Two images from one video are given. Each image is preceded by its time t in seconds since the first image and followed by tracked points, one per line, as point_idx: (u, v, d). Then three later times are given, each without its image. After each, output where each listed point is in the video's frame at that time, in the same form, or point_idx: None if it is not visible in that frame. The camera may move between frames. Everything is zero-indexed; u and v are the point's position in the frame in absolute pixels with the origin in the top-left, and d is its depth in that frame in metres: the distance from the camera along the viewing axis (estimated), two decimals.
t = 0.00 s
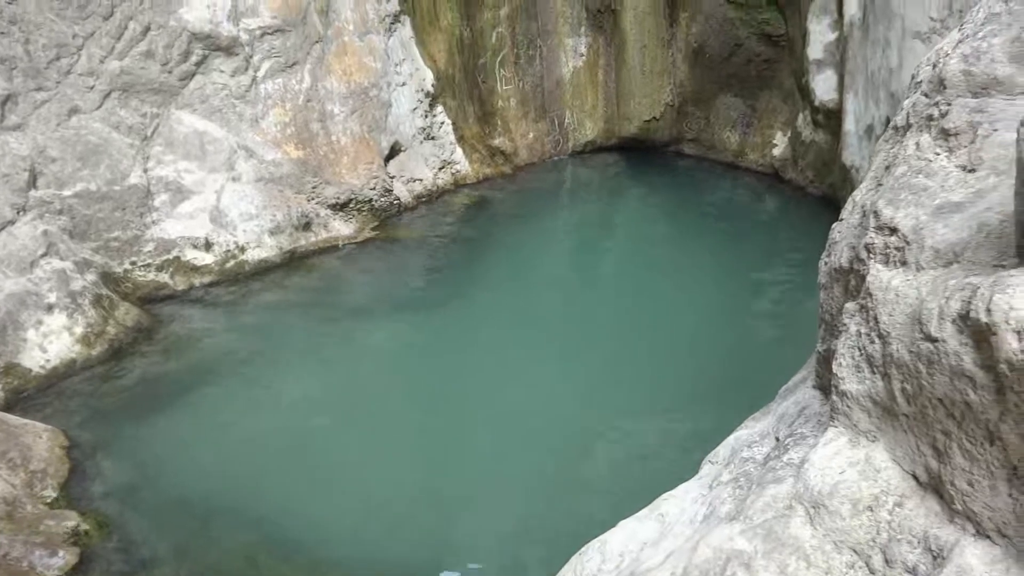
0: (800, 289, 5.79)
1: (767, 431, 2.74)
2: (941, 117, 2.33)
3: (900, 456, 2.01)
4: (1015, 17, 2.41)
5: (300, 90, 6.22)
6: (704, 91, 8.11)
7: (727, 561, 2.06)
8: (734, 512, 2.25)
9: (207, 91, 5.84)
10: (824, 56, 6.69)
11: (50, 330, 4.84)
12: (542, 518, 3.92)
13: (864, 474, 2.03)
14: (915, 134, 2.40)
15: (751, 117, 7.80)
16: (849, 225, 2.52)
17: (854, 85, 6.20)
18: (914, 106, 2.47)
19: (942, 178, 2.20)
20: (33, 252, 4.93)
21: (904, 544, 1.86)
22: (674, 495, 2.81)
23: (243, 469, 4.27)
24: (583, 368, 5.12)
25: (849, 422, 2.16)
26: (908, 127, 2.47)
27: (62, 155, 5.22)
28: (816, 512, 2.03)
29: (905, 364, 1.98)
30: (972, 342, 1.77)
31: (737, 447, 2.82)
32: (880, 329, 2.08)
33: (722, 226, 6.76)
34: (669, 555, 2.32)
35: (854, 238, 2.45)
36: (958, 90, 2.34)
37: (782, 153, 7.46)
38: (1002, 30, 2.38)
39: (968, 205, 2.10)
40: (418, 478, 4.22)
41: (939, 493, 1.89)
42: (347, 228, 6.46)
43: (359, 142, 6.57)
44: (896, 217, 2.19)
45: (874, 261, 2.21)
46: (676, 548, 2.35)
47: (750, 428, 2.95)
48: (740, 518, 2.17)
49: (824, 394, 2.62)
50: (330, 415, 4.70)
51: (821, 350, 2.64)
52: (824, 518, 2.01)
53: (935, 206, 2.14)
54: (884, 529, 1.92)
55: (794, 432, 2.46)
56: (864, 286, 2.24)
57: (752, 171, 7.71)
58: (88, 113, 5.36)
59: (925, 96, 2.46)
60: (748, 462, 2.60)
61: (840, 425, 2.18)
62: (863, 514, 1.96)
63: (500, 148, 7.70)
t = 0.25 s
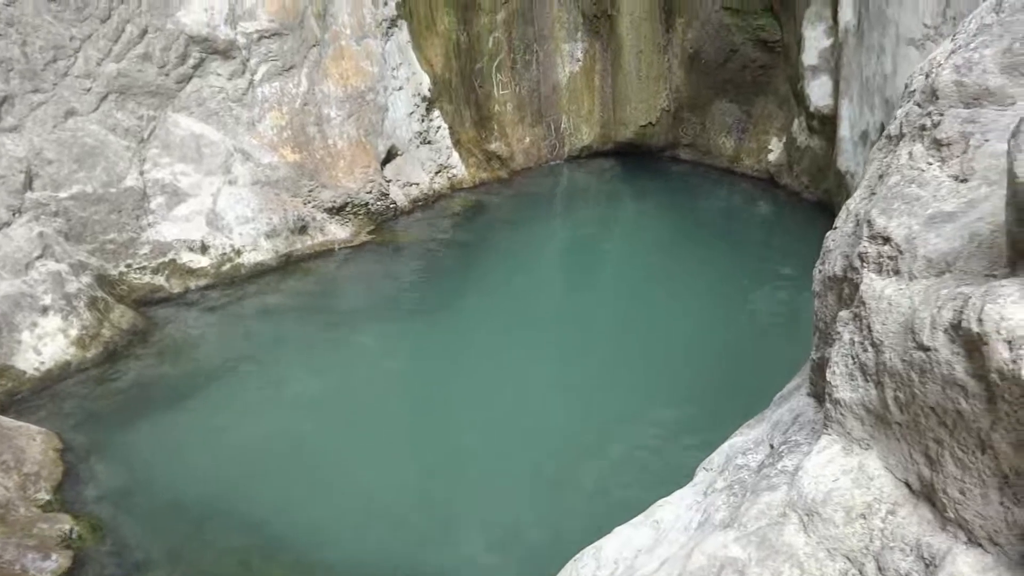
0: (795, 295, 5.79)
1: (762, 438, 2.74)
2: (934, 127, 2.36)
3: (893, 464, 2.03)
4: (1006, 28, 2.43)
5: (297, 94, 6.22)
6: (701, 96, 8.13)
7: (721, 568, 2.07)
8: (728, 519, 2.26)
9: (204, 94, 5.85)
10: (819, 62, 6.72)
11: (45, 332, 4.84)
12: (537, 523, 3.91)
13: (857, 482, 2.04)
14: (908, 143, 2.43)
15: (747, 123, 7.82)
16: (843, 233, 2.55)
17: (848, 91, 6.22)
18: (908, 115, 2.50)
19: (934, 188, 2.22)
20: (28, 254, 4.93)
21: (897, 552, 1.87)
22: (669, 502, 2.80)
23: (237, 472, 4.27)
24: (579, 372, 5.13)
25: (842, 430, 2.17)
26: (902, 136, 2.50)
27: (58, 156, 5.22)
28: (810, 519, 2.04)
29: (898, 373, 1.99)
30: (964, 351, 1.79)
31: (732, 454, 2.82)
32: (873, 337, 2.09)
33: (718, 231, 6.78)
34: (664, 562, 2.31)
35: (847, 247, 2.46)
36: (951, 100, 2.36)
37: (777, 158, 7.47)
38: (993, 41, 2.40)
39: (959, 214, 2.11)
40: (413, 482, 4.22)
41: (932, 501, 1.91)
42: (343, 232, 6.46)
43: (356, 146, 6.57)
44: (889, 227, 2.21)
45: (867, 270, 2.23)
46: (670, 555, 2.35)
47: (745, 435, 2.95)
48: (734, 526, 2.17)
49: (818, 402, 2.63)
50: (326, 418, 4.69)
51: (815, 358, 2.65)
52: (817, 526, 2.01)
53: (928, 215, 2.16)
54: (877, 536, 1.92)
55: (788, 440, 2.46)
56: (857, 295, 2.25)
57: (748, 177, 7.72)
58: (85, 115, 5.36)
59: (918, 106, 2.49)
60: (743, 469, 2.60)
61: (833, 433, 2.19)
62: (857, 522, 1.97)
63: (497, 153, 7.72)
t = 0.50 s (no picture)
0: (791, 301, 5.79)
1: (757, 445, 2.73)
2: (926, 136, 2.30)
3: (887, 471, 2.03)
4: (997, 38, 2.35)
5: (293, 101, 6.22)
6: (696, 103, 8.09)
7: None
8: (724, 527, 2.25)
9: (201, 101, 5.85)
10: (814, 68, 6.74)
11: (41, 339, 4.83)
12: (534, 530, 3.91)
13: (852, 489, 2.05)
14: (901, 152, 2.37)
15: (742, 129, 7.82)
16: (836, 242, 2.53)
17: (843, 97, 6.24)
18: (900, 125, 2.45)
19: (926, 198, 2.19)
20: (25, 261, 4.93)
21: (892, 559, 1.87)
22: (665, 509, 2.80)
23: (234, 480, 4.26)
24: (576, 379, 5.13)
25: (837, 437, 2.18)
26: (894, 146, 2.45)
27: (55, 164, 5.23)
28: (805, 527, 2.04)
29: (891, 382, 2.00)
30: (955, 360, 1.80)
31: (727, 461, 2.81)
32: (867, 346, 2.09)
33: (714, 237, 6.79)
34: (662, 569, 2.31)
35: (841, 256, 2.46)
36: (942, 110, 2.30)
37: (773, 164, 7.47)
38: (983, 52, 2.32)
39: (951, 223, 2.08)
40: (410, 488, 4.21)
41: (926, 508, 1.91)
42: (340, 239, 6.44)
43: (352, 153, 6.56)
44: (882, 236, 2.20)
45: (860, 278, 2.22)
46: (668, 563, 2.35)
47: (740, 442, 2.94)
48: (730, 534, 2.17)
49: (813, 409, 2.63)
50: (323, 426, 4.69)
51: (810, 365, 2.64)
52: (813, 534, 2.02)
53: (920, 224, 2.14)
54: (872, 544, 1.93)
55: (784, 447, 2.46)
56: (851, 304, 2.25)
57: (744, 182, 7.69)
58: (82, 123, 5.37)
59: (910, 116, 2.43)
60: (738, 476, 2.59)
61: (828, 440, 2.20)
62: (851, 529, 1.98)
63: (493, 159, 7.71)
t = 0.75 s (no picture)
0: (787, 309, 5.81)
1: (752, 456, 2.74)
2: (918, 149, 2.37)
3: (881, 482, 2.04)
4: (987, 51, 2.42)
5: (290, 110, 6.21)
6: (692, 112, 8.02)
7: None
8: (719, 537, 2.27)
9: (198, 109, 5.86)
10: (809, 77, 6.77)
11: (37, 347, 4.84)
12: (530, 538, 3.91)
13: (846, 500, 2.06)
14: (894, 164, 2.43)
15: (738, 137, 7.76)
16: (829, 254, 2.56)
17: (838, 105, 6.27)
18: (893, 138, 2.52)
19: (919, 210, 2.23)
20: (22, 269, 4.93)
21: (885, 570, 1.89)
22: (661, 519, 2.81)
23: (231, 488, 4.25)
24: (573, 386, 5.13)
25: (831, 448, 2.18)
26: (887, 158, 2.51)
27: (52, 172, 5.24)
28: (799, 537, 2.05)
29: (884, 393, 2.01)
30: (947, 371, 1.82)
31: (723, 472, 2.82)
32: (860, 357, 2.10)
33: (710, 245, 6.81)
34: None
35: (835, 267, 2.48)
36: (934, 123, 2.37)
37: (769, 172, 7.48)
38: (974, 65, 2.39)
39: (943, 235, 2.12)
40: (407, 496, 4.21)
41: (919, 519, 1.92)
42: (337, 246, 6.43)
43: (350, 161, 6.55)
44: (875, 247, 2.23)
45: (854, 289, 2.26)
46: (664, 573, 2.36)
47: (736, 452, 2.95)
48: (724, 544, 2.19)
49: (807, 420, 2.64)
50: (320, 434, 4.69)
51: (804, 376, 2.66)
52: (807, 544, 2.02)
53: (912, 236, 2.18)
54: (865, 555, 1.94)
55: (778, 457, 2.47)
56: (845, 315, 2.27)
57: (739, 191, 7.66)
58: (79, 131, 5.38)
59: (903, 128, 2.50)
60: (734, 486, 2.60)
61: (822, 451, 2.20)
62: (845, 540, 1.98)
63: (490, 167, 7.67)
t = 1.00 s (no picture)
0: (785, 323, 5.81)
1: (749, 472, 2.72)
2: (911, 168, 2.29)
3: (876, 499, 2.05)
4: (978, 72, 2.28)
5: (289, 122, 6.21)
6: (690, 124, 8.02)
7: None
8: (717, 554, 2.27)
9: (197, 122, 5.87)
10: (806, 90, 6.80)
11: (33, 358, 4.85)
12: (527, 552, 3.89)
13: (842, 517, 2.06)
14: (887, 184, 2.36)
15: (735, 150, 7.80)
16: (826, 271, 2.50)
17: (835, 119, 6.27)
18: (886, 157, 2.43)
19: (912, 229, 2.17)
20: (19, 280, 4.97)
21: None
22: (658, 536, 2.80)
23: (227, 501, 4.24)
24: (570, 399, 5.13)
25: (827, 465, 2.17)
26: (881, 177, 2.43)
27: (51, 183, 5.27)
28: (795, 555, 2.05)
29: (879, 412, 2.00)
30: (941, 391, 1.82)
31: (721, 488, 2.79)
32: (855, 375, 2.08)
33: (707, 258, 6.81)
34: None
35: (830, 284, 2.44)
36: (927, 143, 2.27)
37: (766, 185, 7.49)
38: (965, 86, 2.26)
39: (936, 255, 2.07)
40: (404, 509, 4.20)
41: (914, 537, 1.94)
42: (335, 258, 6.41)
43: (348, 174, 6.56)
44: (870, 266, 2.18)
45: (848, 308, 2.21)
46: None
47: (733, 467, 2.94)
48: (722, 561, 2.20)
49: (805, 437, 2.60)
50: (317, 446, 4.67)
51: (800, 393, 2.64)
52: (803, 561, 2.03)
53: (906, 255, 2.12)
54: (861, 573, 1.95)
55: (775, 474, 2.46)
56: (840, 333, 2.23)
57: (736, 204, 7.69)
58: (78, 142, 5.39)
59: (896, 148, 2.42)
60: (731, 503, 2.59)
61: (818, 468, 2.19)
62: (841, 557, 2.00)
63: (488, 179, 7.68)
